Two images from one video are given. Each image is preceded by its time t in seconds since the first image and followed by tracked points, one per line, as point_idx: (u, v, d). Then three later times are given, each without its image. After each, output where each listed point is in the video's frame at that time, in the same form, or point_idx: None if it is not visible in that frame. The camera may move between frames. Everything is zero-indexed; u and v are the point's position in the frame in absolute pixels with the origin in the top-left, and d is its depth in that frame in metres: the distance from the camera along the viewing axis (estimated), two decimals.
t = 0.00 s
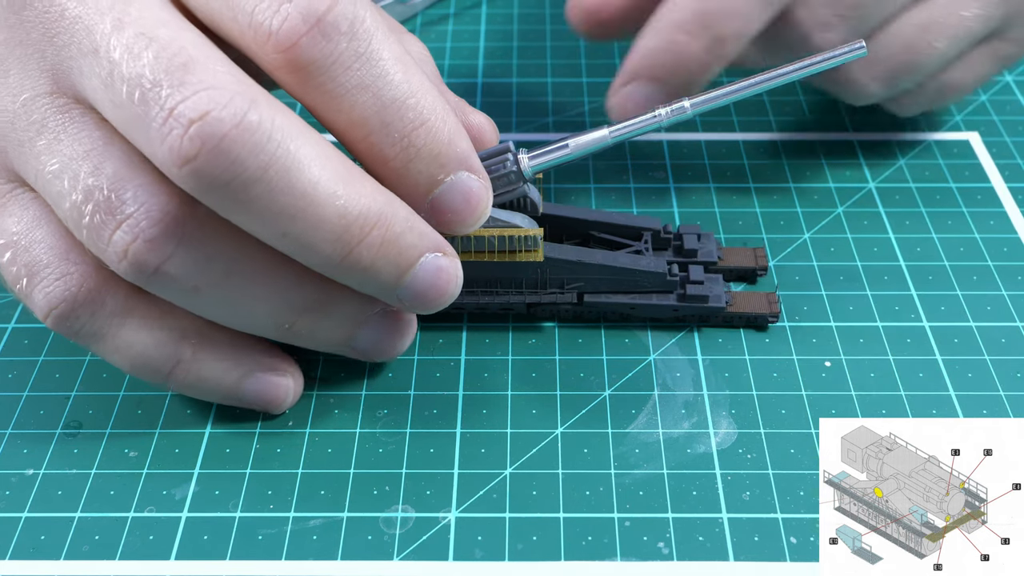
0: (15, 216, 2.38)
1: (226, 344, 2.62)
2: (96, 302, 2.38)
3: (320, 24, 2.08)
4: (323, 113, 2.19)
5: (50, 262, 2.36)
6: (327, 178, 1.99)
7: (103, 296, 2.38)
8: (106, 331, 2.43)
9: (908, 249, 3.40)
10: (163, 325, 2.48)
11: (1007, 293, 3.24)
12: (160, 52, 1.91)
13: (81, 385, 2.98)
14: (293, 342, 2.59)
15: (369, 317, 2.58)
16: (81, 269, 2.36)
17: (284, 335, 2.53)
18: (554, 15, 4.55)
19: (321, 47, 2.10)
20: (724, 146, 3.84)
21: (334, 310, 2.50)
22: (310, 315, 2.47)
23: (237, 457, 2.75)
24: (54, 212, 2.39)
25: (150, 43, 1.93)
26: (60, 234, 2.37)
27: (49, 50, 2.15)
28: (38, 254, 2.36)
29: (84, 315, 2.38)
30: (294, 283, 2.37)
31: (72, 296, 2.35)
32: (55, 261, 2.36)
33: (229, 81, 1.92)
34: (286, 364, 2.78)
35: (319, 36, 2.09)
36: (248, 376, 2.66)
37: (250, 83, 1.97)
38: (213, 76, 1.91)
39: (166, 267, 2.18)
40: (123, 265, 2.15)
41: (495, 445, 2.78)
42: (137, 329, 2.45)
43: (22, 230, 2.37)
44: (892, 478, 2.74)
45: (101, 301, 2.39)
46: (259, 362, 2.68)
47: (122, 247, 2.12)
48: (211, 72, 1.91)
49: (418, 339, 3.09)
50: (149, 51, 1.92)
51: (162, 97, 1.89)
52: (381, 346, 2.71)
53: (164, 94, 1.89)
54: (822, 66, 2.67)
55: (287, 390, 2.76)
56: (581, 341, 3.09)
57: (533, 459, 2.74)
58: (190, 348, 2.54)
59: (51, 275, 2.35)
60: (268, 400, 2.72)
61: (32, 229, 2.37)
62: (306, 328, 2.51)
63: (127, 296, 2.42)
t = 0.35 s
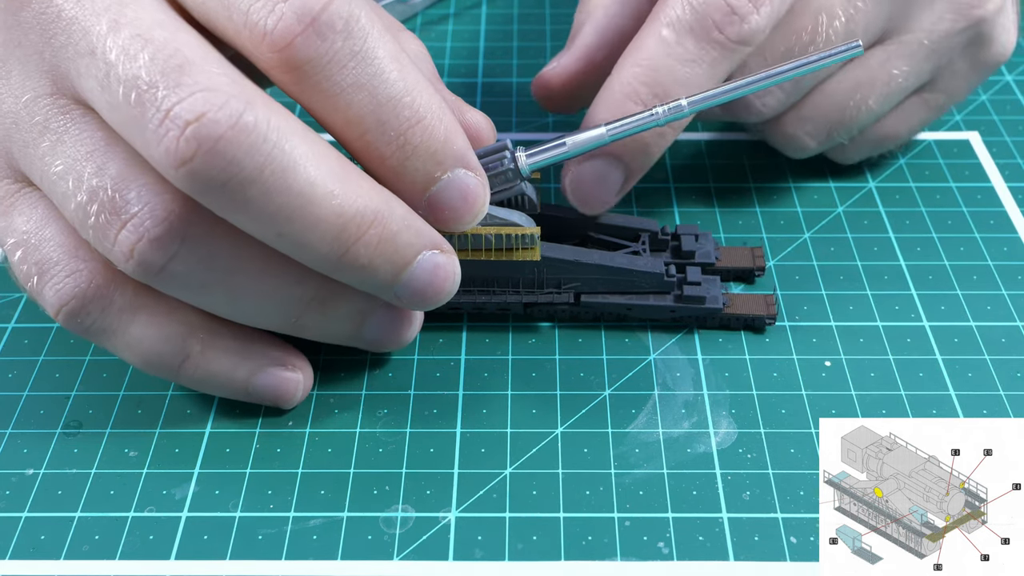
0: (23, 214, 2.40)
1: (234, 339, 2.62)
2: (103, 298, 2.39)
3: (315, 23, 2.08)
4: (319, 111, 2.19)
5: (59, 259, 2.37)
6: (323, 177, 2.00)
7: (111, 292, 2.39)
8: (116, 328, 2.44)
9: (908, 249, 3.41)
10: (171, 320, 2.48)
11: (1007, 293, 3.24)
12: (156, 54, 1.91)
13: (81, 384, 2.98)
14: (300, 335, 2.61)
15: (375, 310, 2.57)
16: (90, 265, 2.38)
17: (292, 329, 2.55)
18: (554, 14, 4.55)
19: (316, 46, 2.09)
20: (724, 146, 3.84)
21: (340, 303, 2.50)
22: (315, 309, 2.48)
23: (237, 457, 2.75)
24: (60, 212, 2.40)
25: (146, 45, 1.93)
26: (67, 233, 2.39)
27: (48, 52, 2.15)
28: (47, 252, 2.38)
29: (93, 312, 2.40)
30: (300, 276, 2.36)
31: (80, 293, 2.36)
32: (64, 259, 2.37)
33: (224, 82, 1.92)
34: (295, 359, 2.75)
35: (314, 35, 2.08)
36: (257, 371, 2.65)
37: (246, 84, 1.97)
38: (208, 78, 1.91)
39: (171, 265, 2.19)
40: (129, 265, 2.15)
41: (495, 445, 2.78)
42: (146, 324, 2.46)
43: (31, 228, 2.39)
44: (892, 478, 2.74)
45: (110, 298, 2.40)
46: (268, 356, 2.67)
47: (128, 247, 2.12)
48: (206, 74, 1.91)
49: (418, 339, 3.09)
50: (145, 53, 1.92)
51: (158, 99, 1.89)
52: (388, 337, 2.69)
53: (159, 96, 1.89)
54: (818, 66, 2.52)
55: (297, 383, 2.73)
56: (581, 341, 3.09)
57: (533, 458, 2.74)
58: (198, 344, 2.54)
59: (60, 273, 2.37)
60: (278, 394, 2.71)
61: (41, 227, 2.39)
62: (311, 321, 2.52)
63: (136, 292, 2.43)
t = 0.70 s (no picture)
0: (21, 218, 2.40)
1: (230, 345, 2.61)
2: (100, 302, 2.39)
3: (315, 26, 2.08)
4: (320, 114, 2.19)
5: (56, 263, 2.37)
6: (322, 180, 2.00)
7: (106, 297, 2.39)
8: (111, 332, 2.44)
9: (908, 249, 3.41)
10: (166, 325, 2.49)
11: (1007, 293, 3.24)
12: (155, 56, 1.91)
13: (80, 384, 2.98)
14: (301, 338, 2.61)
15: (375, 312, 2.57)
16: (88, 269, 2.37)
17: (291, 333, 2.56)
18: (554, 14, 4.55)
19: (317, 48, 2.09)
20: (724, 146, 3.84)
21: (338, 308, 2.50)
22: (313, 313, 2.48)
23: (237, 457, 2.75)
24: (58, 215, 2.41)
25: (145, 47, 1.93)
26: (64, 238, 2.38)
27: (47, 54, 2.15)
28: (44, 255, 2.38)
29: (88, 317, 2.39)
30: (299, 280, 2.36)
31: (77, 297, 2.36)
32: (61, 263, 2.37)
33: (224, 84, 1.92)
34: (291, 364, 2.76)
35: (314, 38, 2.08)
36: (253, 377, 2.65)
37: (245, 86, 1.97)
38: (207, 79, 1.90)
39: (169, 268, 2.19)
40: (127, 267, 2.15)
41: (495, 445, 2.78)
42: (141, 330, 2.45)
43: (29, 232, 2.39)
44: (892, 478, 2.74)
45: (104, 302, 2.40)
46: (265, 362, 2.67)
47: (126, 250, 2.12)
48: (205, 76, 1.91)
49: (418, 339, 3.09)
50: (144, 55, 1.92)
51: (157, 100, 1.89)
52: (387, 341, 2.69)
53: (158, 98, 1.89)
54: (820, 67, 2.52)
55: (293, 391, 2.72)
56: (581, 341, 3.09)
57: (534, 458, 2.74)
58: (193, 350, 2.54)
59: (56, 277, 2.36)
60: (274, 401, 2.71)
61: (39, 230, 2.38)
62: (310, 325, 2.52)
63: (131, 297, 2.43)
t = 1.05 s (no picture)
0: (21, 218, 2.40)
1: (229, 345, 2.62)
2: (99, 303, 2.39)
3: (315, 26, 2.08)
4: (319, 113, 2.19)
5: (55, 263, 2.37)
6: (322, 179, 1.99)
7: (106, 298, 2.39)
8: (111, 333, 2.43)
9: (908, 249, 3.40)
10: (166, 325, 2.49)
11: (1007, 293, 3.24)
12: (154, 55, 1.91)
13: (80, 385, 2.98)
14: (301, 339, 2.61)
15: (376, 311, 2.57)
16: (88, 269, 2.37)
17: (291, 332, 2.56)
18: (554, 15, 4.55)
19: (316, 48, 2.09)
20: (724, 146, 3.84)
21: (337, 308, 2.50)
22: (312, 314, 2.48)
23: (237, 457, 2.75)
24: (58, 215, 2.41)
25: (144, 47, 1.93)
26: (64, 238, 2.38)
27: (47, 54, 2.15)
28: (43, 256, 2.38)
29: (87, 317, 2.39)
30: (298, 280, 2.37)
31: (76, 297, 2.36)
32: (60, 263, 2.37)
33: (223, 83, 1.92)
34: (291, 364, 2.76)
35: (314, 38, 2.08)
36: (253, 377, 2.65)
37: (244, 85, 1.97)
38: (207, 79, 1.90)
39: (168, 268, 2.19)
40: (127, 267, 2.15)
41: (495, 445, 2.78)
42: (140, 330, 2.45)
43: (29, 232, 2.39)
44: (892, 478, 2.74)
45: (104, 303, 2.39)
46: (265, 362, 2.67)
47: (126, 249, 2.12)
48: (205, 75, 1.91)
49: (418, 339, 3.09)
50: (144, 54, 1.92)
51: (157, 100, 1.89)
52: (387, 340, 2.69)
53: (158, 97, 1.89)
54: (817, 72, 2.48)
55: (292, 391, 2.73)
56: (581, 341, 3.09)
57: (534, 458, 2.74)
58: (193, 350, 2.54)
59: (56, 277, 2.36)
60: (273, 401, 2.71)
61: (39, 231, 2.38)
62: (309, 325, 2.52)
63: (130, 297, 2.43)
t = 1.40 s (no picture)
0: (10, 217, 2.40)
1: (220, 346, 2.62)
2: (89, 303, 2.38)
3: (317, 24, 2.08)
4: (320, 112, 2.19)
5: (45, 263, 2.37)
6: (323, 177, 2.00)
7: (97, 298, 2.39)
8: (100, 333, 2.43)
9: (908, 249, 3.40)
10: (157, 325, 2.48)
11: (1007, 293, 3.24)
12: (156, 53, 1.91)
13: (80, 384, 2.98)
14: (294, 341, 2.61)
15: (368, 315, 2.58)
16: (77, 269, 2.37)
17: (285, 334, 2.56)
18: (554, 15, 4.55)
19: (318, 47, 2.09)
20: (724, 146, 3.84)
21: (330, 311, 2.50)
22: (307, 315, 2.48)
23: (237, 457, 2.75)
24: (49, 213, 2.41)
25: (146, 44, 1.93)
26: (54, 237, 2.39)
27: (47, 52, 2.15)
28: (33, 255, 2.37)
29: (77, 317, 2.38)
30: (293, 281, 2.37)
31: (66, 297, 2.35)
32: (50, 263, 2.37)
33: (224, 81, 1.92)
34: (281, 365, 2.78)
35: (315, 37, 2.09)
36: (244, 377, 2.66)
37: (245, 83, 1.97)
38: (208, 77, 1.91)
39: (162, 267, 2.19)
40: (120, 266, 2.15)
41: (495, 445, 2.78)
42: (131, 330, 2.45)
43: (19, 231, 2.39)
44: (892, 478, 2.74)
45: (95, 304, 2.39)
46: (255, 363, 2.69)
47: (120, 248, 2.12)
48: (206, 73, 1.91)
49: (418, 339, 3.09)
50: (145, 52, 1.92)
51: (157, 97, 1.89)
52: (379, 344, 2.71)
53: (159, 95, 1.89)
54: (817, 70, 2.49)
55: (282, 392, 2.75)
56: (581, 341, 3.09)
57: (534, 458, 2.74)
58: (184, 350, 2.54)
59: (46, 276, 2.36)
60: (263, 401, 2.72)
61: (29, 229, 2.39)
62: (304, 327, 2.52)
63: (121, 297, 2.43)
